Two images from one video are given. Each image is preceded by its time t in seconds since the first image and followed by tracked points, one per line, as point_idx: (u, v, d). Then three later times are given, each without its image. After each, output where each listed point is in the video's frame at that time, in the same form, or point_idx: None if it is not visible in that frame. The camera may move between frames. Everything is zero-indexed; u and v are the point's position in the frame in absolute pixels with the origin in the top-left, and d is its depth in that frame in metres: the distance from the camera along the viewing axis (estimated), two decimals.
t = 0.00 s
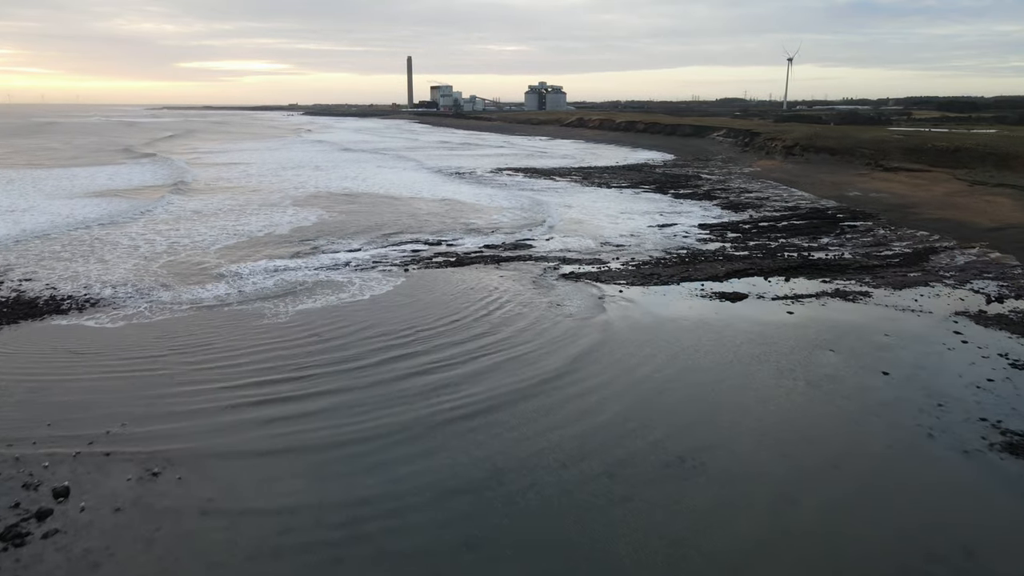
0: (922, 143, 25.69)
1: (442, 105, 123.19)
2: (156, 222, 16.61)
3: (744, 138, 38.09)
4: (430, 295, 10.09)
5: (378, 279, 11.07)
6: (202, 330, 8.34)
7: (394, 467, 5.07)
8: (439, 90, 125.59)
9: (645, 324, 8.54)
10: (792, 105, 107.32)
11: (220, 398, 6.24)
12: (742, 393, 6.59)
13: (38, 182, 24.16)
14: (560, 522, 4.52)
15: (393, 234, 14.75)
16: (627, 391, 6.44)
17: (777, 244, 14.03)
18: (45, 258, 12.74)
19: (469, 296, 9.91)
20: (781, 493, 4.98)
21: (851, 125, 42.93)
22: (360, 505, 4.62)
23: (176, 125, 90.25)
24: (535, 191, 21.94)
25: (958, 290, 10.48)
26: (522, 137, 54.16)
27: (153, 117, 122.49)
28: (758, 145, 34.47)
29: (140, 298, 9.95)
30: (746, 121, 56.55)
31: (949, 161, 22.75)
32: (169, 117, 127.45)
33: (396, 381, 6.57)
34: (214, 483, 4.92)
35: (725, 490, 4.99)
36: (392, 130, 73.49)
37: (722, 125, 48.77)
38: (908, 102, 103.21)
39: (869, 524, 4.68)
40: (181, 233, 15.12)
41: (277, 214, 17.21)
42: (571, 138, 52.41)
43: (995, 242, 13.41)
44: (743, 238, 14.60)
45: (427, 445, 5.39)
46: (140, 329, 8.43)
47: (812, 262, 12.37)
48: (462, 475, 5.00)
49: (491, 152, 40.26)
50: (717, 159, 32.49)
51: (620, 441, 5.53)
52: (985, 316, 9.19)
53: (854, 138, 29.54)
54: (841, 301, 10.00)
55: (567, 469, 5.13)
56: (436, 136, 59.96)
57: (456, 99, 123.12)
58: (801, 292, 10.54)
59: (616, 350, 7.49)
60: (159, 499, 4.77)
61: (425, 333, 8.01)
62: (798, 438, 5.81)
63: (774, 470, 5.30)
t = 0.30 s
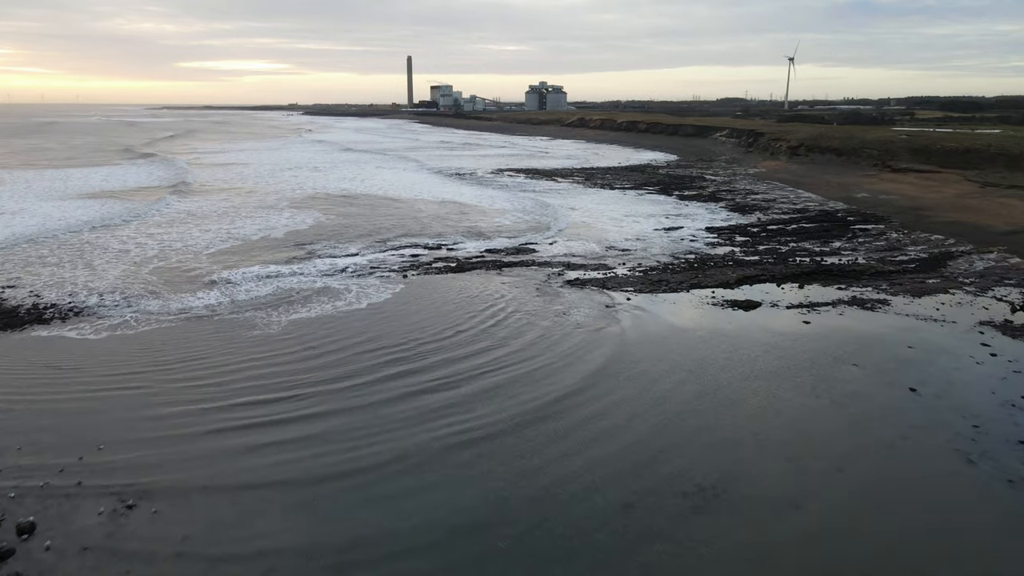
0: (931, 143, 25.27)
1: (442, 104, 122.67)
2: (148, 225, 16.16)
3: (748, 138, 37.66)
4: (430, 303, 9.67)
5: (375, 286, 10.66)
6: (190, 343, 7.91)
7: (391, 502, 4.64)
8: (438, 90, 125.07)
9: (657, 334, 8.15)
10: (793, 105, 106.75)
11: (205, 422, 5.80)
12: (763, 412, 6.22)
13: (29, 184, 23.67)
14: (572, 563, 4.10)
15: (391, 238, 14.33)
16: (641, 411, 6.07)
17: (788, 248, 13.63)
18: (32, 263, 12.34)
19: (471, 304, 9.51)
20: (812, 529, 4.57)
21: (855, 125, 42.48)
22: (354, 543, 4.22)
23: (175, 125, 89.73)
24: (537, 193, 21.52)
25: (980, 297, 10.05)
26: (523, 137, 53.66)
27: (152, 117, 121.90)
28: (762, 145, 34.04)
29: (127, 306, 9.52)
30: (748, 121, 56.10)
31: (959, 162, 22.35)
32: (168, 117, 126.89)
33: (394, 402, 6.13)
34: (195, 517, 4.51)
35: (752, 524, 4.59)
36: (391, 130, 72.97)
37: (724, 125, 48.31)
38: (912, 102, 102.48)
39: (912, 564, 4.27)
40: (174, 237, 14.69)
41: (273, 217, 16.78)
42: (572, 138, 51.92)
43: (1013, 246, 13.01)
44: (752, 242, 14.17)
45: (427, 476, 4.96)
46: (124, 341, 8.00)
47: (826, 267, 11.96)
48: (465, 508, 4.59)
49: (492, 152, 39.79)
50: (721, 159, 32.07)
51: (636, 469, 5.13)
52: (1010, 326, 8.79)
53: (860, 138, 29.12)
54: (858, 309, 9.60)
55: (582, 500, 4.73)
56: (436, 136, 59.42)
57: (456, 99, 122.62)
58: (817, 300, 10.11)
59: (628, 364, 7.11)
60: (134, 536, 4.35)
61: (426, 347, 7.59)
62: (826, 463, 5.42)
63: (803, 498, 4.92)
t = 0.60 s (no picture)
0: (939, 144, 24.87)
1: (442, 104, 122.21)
2: (140, 228, 15.72)
3: (751, 139, 37.24)
4: (431, 313, 9.24)
5: (373, 294, 10.24)
6: (176, 358, 7.46)
7: (386, 546, 4.19)
8: (438, 90, 124.62)
9: (670, 347, 7.77)
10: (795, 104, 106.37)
11: (186, 449, 5.34)
12: (786, 432, 5.86)
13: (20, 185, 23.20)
14: None
15: (390, 242, 13.90)
16: (657, 430, 5.74)
17: (799, 253, 13.20)
18: (17, 269, 11.90)
19: (473, 314, 9.07)
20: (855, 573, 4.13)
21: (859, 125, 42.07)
22: None
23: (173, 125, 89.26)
24: (538, 194, 21.09)
25: (1005, 306, 9.63)
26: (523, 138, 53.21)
27: (151, 117, 121.50)
28: (766, 146, 33.63)
29: (112, 316, 9.08)
30: (750, 122, 55.70)
31: (969, 163, 21.95)
32: (168, 116, 126.25)
33: (390, 427, 5.66)
34: (173, 562, 4.07)
35: (787, 567, 4.15)
36: (391, 130, 72.54)
37: (727, 125, 47.88)
38: (913, 102, 102.25)
39: None
40: (166, 241, 14.27)
41: (269, 220, 16.35)
42: (572, 138, 51.48)
43: None
44: (762, 247, 13.74)
45: (427, 516, 4.50)
46: (105, 355, 7.54)
47: (840, 273, 11.54)
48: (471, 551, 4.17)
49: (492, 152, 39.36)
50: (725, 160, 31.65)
51: (657, 504, 4.69)
52: None
53: (866, 138, 28.70)
54: (879, 319, 9.17)
55: (599, 534, 4.36)
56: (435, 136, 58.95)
57: (456, 99, 122.19)
58: (834, 310, 9.66)
59: (641, 379, 6.76)
60: None
61: (427, 363, 7.16)
62: (857, 488, 5.09)
63: (839, 529, 4.56)
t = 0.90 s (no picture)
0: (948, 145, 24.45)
1: (442, 104, 121.80)
2: (131, 232, 15.27)
3: (755, 139, 36.85)
4: (431, 323, 8.81)
5: (370, 303, 9.82)
6: (158, 374, 7.00)
7: None
8: (438, 90, 124.18)
9: (679, 359, 7.48)
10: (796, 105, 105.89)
11: (163, 482, 4.89)
12: (802, 448, 5.61)
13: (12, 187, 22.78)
14: None
15: (388, 247, 13.47)
16: (667, 446, 5.48)
17: (812, 258, 12.78)
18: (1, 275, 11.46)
19: (476, 324, 8.65)
20: None
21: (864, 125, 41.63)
22: None
23: (172, 125, 88.83)
24: (540, 196, 20.67)
25: None
26: (524, 138, 52.80)
27: (150, 117, 121.14)
28: (770, 146, 33.23)
29: (95, 326, 8.65)
30: (752, 122, 55.30)
31: (979, 165, 21.53)
32: (167, 116, 125.88)
33: (387, 457, 5.21)
34: None
35: None
36: (390, 130, 72.11)
37: (729, 125, 47.46)
38: (915, 102, 101.82)
39: None
40: (158, 245, 13.84)
41: (264, 223, 15.92)
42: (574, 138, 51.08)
43: None
44: (773, 252, 13.31)
45: (429, 560, 4.07)
46: (85, 371, 7.10)
47: (856, 280, 11.12)
48: None
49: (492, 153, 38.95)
50: (729, 161, 31.25)
51: (682, 542, 4.28)
52: None
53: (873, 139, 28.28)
54: (901, 330, 8.75)
55: (611, 556, 4.12)
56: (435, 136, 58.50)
57: (456, 99, 121.75)
58: (852, 319, 9.22)
59: (650, 392, 6.50)
60: None
61: (427, 380, 6.73)
62: (879, 503, 4.86)
63: (863, 546, 4.34)
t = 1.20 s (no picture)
0: (957, 145, 24.04)
1: (442, 104, 121.37)
2: (121, 236, 14.81)
3: (758, 140, 36.44)
4: (431, 334, 8.38)
5: (367, 312, 9.39)
6: (138, 392, 6.54)
7: None
8: (438, 90, 123.77)
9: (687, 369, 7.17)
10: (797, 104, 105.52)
11: (135, 523, 4.43)
12: (832, 469, 5.27)
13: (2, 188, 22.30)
14: None
15: (386, 252, 13.02)
16: (673, 457, 5.30)
17: (825, 263, 12.35)
18: None
19: (478, 336, 8.22)
20: None
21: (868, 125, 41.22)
22: None
23: (170, 125, 88.34)
24: (542, 198, 20.23)
25: None
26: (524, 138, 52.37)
27: (149, 117, 120.66)
28: (774, 147, 32.81)
29: (77, 338, 8.21)
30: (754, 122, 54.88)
31: (989, 167, 21.13)
32: (166, 116, 125.41)
33: (383, 493, 4.75)
34: None
35: None
36: (390, 130, 71.69)
37: (732, 125, 47.06)
38: (917, 102, 101.47)
39: None
40: (149, 250, 13.40)
41: (260, 226, 15.48)
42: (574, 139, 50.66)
43: None
44: (784, 257, 12.86)
45: None
46: (62, 389, 6.65)
47: (873, 287, 10.68)
48: None
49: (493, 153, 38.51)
50: (733, 161, 30.82)
51: None
52: None
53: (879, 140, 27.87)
54: (926, 342, 8.31)
55: None
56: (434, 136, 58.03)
57: (456, 99, 121.31)
58: (873, 330, 8.75)
59: (653, 402, 6.29)
60: None
61: (425, 401, 6.26)
62: (893, 510, 4.70)
63: None
